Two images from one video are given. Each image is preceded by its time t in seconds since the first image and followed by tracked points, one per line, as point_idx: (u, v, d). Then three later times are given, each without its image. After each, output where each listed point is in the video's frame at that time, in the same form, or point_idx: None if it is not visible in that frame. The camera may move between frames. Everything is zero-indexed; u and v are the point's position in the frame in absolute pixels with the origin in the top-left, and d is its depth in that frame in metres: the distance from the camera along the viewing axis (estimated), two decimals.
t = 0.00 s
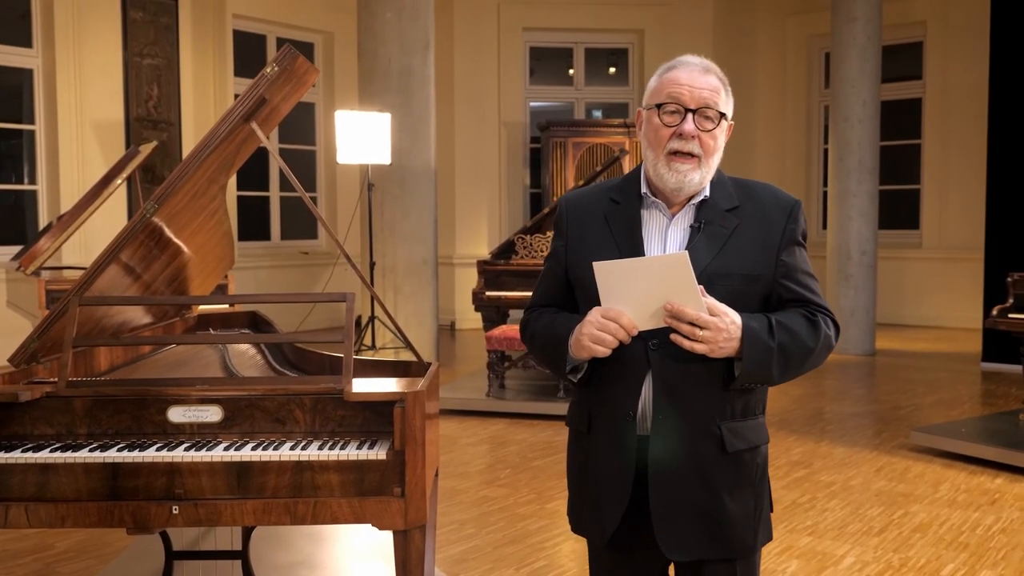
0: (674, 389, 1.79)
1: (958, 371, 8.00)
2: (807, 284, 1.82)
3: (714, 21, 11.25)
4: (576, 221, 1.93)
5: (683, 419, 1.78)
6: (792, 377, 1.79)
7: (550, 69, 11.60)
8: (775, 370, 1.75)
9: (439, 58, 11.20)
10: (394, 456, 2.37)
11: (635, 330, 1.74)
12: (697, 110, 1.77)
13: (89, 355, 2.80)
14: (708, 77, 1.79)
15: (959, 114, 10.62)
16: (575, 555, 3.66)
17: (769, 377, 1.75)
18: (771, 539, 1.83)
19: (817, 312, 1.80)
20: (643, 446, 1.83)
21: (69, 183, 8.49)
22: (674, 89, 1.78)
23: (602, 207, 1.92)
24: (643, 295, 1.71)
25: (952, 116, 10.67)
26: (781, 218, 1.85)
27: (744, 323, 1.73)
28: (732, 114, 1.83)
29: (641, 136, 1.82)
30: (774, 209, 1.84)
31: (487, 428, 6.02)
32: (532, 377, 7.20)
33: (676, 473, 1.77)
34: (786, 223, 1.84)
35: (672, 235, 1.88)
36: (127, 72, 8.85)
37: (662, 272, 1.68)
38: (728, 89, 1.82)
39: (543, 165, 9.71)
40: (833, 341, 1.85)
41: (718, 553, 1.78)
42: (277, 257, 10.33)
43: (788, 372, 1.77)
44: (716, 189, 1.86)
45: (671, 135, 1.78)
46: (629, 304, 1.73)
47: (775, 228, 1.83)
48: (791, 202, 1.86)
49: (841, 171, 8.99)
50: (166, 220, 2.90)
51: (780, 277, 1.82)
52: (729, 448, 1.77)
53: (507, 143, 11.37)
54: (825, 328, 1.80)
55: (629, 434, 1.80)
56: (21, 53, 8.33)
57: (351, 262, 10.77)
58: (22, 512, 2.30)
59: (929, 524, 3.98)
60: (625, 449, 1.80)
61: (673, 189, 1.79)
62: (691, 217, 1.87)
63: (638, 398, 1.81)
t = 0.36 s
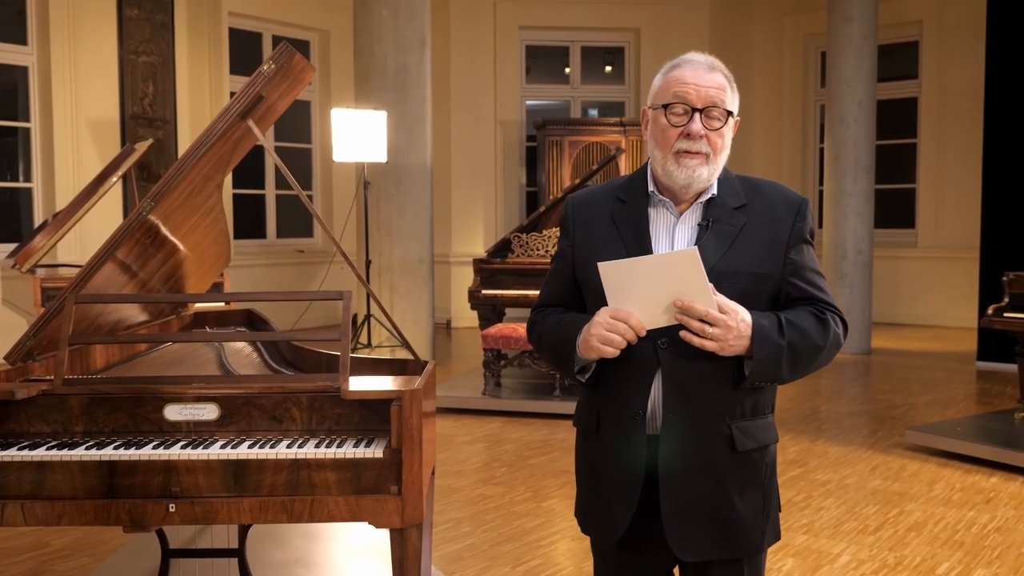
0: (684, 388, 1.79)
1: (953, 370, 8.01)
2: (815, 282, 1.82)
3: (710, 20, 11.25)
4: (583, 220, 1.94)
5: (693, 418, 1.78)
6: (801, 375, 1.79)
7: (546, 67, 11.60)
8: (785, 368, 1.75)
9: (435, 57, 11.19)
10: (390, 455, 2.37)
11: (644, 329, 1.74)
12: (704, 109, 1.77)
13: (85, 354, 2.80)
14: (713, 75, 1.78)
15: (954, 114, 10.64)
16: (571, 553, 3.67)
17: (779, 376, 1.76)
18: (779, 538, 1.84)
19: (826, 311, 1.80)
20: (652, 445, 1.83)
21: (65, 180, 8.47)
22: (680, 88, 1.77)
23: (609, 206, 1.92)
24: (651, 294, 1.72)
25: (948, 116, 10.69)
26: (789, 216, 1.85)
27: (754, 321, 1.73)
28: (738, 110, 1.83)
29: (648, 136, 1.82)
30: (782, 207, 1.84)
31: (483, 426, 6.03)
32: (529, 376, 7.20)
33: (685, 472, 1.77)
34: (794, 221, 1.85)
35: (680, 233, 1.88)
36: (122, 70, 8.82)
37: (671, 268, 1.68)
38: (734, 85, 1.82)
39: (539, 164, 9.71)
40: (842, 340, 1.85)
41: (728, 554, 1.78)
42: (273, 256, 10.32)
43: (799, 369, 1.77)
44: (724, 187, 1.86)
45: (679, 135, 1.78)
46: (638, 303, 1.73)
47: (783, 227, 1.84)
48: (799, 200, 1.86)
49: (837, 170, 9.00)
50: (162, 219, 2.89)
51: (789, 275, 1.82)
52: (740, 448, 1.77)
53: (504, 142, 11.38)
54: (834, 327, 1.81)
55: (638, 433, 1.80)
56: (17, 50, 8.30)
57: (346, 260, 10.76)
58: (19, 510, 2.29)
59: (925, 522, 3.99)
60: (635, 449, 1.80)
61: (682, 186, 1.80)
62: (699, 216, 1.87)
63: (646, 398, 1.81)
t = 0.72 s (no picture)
0: (690, 386, 1.79)
1: (949, 367, 8.03)
2: (821, 279, 1.83)
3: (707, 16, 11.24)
4: (588, 217, 1.94)
5: (699, 415, 1.78)
6: (807, 373, 1.80)
7: (543, 63, 11.60)
8: (792, 365, 1.76)
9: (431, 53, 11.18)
10: (388, 450, 2.37)
11: (649, 326, 1.74)
12: (690, 107, 1.77)
13: (82, 350, 2.80)
14: (697, 70, 1.77)
15: (950, 111, 10.66)
16: (568, 549, 3.68)
17: (785, 373, 1.76)
18: (782, 534, 1.85)
19: (832, 308, 1.81)
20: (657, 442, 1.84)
21: (60, 177, 8.45)
22: (664, 90, 1.77)
23: (614, 202, 1.92)
24: (658, 291, 1.72)
25: (944, 113, 10.71)
26: (796, 213, 1.85)
27: (761, 318, 1.74)
28: (732, 100, 1.82)
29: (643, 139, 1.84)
30: (789, 204, 1.84)
31: (481, 422, 6.03)
32: (525, 372, 7.21)
33: (692, 469, 1.78)
34: (801, 217, 1.85)
35: (685, 230, 1.88)
36: (119, 66, 8.80)
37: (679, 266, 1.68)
38: (723, 75, 1.80)
39: (536, 160, 9.70)
40: (848, 337, 1.86)
41: (733, 551, 1.79)
42: (270, 252, 10.32)
43: (805, 367, 1.78)
44: (729, 183, 1.87)
45: (669, 137, 1.79)
46: (643, 300, 1.73)
47: (790, 224, 1.84)
48: (806, 197, 1.87)
49: (834, 167, 9.01)
50: (159, 214, 2.89)
51: (795, 272, 1.83)
52: (745, 444, 1.78)
53: (500, 138, 11.37)
54: (840, 324, 1.81)
55: (644, 430, 1.81)
56: (13, 46, 8.27)
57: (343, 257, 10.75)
58: (16, 506, 2.30)
59: (920, 519, 4.00)
60: (641, 446, 1.81)
61: (683, 186, 1.81)
62: (705, 213, 1.88)
63: (653, 394, 1.82)
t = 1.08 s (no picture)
0: (689, 383, 1.79)
1: (947, 363, 8.04)
2: (820, 275, 1.82)
3: (706, 12, 11.23)
4: (587, 214, 1.94)
5: (698, 412, 1.78)
6: (807, 369, 1.80)
7: (541, 59, 11.60)
8: (790, 361, 1.76)
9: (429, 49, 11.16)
10: (387, 447, 2.37)
11: (646, 323, 1.74)
12: (682, 102, 1.77)
13: (80, 346, 2.80)
14: (689, 65, 1.77)
15: (949, 108, 10.66)
16: (566, 545, 3.68)
17: (784, 370, 1.76)
18: (782, 531, 1.85)
19: (832, 304, 1.81)
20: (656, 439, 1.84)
21: (58, 172, 8.44)
22: (656, 86, 1.78)
23: (613, 200, 1.92)
24: (655, 290, 1.72)
25: (943, 110, 10.71)
26: (794, 208, 1.85)
27: (760, 315, 1.74)
28: (726, 94, 1.82)
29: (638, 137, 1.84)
30: (787, 200, 1.84)
31: (479, 418, 6.03)
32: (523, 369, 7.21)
33: (691, 466, 1.78)
34: (799, 213, 1.85)
35: (683, 226, 1.88)
36: (117, 62, 8.79)
37: (676, 264, 1.68)
38: (715, 70, 1.80)
39: (534, 156, 9.70)
40: (848, 333, 1.85)
41: (733, 548, 1.79)
42: (268, 248, 10.32)
43: (805, 363, 1.78)
44: (727, 179, 1.86)
45: (662, 132, 1.78)
46: (641, 297, 1.73)
47: (788, 219, 1.84)
48: (804, 192, 1.86)
49: (832, 163, 9.00)
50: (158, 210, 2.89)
51: (794, 268, 1.83)
52: (744, 442, 1.78)
53: (499, 134, 11.37)
54: (840, 319, 1.81)
55: (643, 428, 1.81)
56: (11, 41, 8.26)
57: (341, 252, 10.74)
58: (14, 501, 2.30)
59: (918, 515, 4.01)
60: (640, 444, 1.81)
61: (677, 182, 1.80)
62: (703, 209, 1.88)
63: (651, 391, 1.82)
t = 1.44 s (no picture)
0: (683, 389, 1.80)
1: (946, 369, 8.05)
2: (816, 276, 1.83)
3: (705, 18, 11.26)
4: (581, 220, 1.95)
5: (692, 417, 1.79)
6: (810, 368, 1.78)
7: (541, 64, 11.63)
8: (794, 354, 1.74)
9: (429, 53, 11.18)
10: (386, 451, 2.37)
11: (630, 323, 1.73)
12: (679, 101, 1.78)
13: (80, 349, 2.80)
14: (685, 67, 1.80)
15: (947, 114, 10.68)
16: (565, 550, 3.68)
17: (788, 366, 1.75)
18: (777, 535, 1.85)
19: (830, 302, 1.81)
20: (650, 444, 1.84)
21: (58, 175, 8.44)
22: (653, 85, 1.79)
23: (607, 206, 1.93)
24: (641, 290, 1.71)
25: (942, 116, 10.73)
26: (787, 212, 1.85)
27: (762, 306, 1.73)
28: (720, 99, 1.83)
29: (634, 138, 1.84)
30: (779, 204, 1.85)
31: (478, 423, 6.03)
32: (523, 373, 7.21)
33: (685, 471, 1.78)
34: (792, 216, 1.85)
35: (676, 231, 1.89)
36: (117, 66, 8.80)
37: (664, 264, 1.67)
38: (710, 74, 1.82)
39: (533, 161, 9.71)
40: (846, 335, 1.86)
41: (728, 552, 1.79)
42: (268, 252, 10.32)
43: (808, 360, 1.77)
44: (719, 184, 1.87)
45: (659, 131, 1.79)
46: (625, 296, 1.72)
47: (781, 223, 1.84)
48: (797, 196, 1.87)
49: (831, 169, 9.02)
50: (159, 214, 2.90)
51: (788, 270, 1.83)
52: (739, 446, 1.79)
53: (498, 139, 11.39)
54: (839, 317, 1.81)
55: (638, 433, 1.81)
56: (12, 45, 8.26)
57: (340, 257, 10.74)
58: (14, 505, 2.30)
59: (917, 521, 4.01)
60: (634, 449, 1.82)
61: (673, 181, 1.79)
62: (696, 214, 1.88)
63: (646, 397, 1.82)
